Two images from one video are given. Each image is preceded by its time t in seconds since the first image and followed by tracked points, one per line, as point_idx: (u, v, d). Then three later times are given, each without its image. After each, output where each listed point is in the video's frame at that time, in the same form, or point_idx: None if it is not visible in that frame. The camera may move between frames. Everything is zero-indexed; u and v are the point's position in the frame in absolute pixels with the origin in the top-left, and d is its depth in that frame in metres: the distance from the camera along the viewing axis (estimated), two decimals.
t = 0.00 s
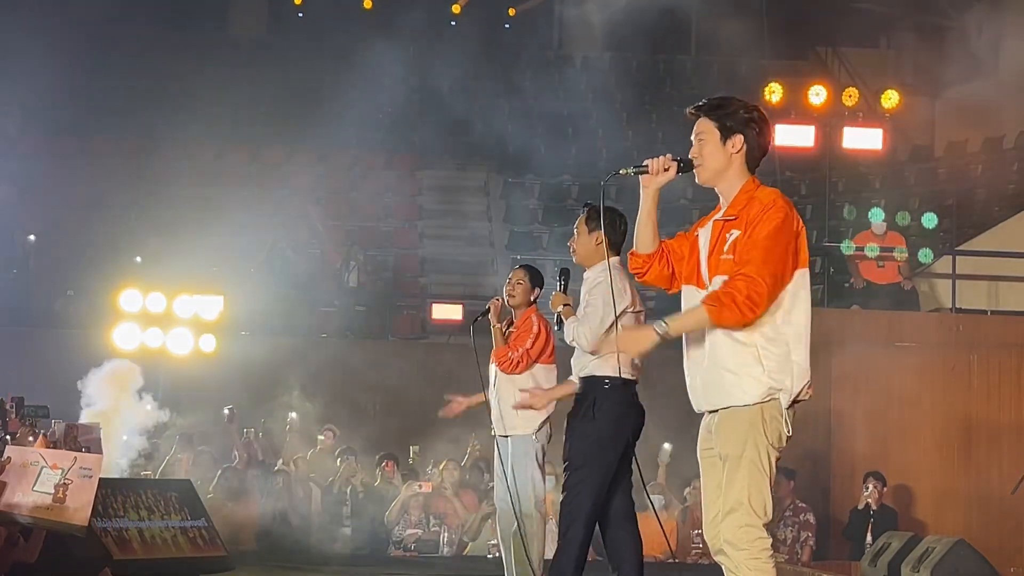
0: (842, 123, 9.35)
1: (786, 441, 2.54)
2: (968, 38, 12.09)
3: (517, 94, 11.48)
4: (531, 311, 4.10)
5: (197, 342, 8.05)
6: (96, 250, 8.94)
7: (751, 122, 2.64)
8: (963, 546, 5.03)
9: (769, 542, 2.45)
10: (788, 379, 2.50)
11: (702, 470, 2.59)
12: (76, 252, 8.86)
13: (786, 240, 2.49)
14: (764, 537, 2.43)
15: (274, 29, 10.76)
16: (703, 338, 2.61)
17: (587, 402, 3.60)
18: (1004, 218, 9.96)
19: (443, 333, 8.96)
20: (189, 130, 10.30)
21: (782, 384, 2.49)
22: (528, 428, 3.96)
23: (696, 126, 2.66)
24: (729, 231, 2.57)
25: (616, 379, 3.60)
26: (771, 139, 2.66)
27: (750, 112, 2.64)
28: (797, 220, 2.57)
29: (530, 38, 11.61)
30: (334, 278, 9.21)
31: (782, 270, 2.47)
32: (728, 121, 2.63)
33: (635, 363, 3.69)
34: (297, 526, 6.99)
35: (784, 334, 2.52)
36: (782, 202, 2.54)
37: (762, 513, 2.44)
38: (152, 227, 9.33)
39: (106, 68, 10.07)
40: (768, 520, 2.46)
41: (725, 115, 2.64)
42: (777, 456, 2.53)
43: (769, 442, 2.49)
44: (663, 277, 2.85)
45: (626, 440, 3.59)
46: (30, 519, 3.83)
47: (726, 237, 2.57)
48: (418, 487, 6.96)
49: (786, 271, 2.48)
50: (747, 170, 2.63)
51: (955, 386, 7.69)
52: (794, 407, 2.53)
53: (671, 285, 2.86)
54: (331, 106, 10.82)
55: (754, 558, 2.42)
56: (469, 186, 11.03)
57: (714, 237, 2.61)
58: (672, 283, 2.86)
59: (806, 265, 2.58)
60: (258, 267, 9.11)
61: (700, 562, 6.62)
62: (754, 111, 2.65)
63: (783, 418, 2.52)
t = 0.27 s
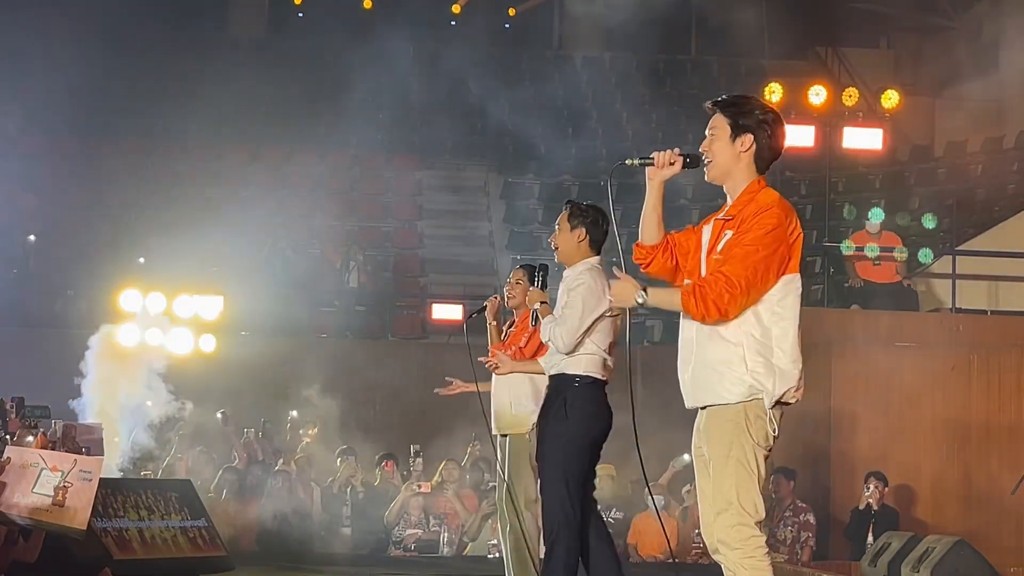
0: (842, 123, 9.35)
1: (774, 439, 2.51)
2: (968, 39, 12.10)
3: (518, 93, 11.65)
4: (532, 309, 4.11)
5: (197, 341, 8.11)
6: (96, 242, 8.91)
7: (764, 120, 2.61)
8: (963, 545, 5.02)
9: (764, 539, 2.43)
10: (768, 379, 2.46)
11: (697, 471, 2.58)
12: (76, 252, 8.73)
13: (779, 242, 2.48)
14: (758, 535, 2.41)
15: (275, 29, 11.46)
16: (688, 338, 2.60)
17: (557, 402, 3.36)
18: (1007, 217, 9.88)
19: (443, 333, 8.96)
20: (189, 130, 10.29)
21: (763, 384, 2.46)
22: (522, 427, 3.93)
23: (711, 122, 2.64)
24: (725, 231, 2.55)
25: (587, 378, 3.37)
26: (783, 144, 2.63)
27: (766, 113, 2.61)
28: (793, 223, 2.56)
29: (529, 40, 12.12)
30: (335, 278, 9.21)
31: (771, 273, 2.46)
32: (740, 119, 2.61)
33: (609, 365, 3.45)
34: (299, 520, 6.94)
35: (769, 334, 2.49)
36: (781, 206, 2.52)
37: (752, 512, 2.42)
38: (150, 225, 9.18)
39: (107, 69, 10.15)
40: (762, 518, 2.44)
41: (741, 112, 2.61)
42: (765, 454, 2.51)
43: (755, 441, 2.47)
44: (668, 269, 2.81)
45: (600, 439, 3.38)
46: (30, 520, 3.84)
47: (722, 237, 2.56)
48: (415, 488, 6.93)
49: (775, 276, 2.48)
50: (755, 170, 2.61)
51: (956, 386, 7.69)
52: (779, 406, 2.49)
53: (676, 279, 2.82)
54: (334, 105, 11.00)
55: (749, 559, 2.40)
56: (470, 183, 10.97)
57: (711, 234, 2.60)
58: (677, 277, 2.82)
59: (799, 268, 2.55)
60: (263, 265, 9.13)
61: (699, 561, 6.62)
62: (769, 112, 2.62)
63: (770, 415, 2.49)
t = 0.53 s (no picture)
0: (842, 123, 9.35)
1: (765, 438, 2.51)
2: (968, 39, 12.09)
3: (517, 94, 11.67)
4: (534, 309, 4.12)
5: (197, 341, 8.02)
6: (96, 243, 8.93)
7: (766, 121, 2.60)
8: (963, 545, 5.02)
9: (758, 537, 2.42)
10: (761, 379, 2.46)
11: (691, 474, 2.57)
12: (75, 255, 8.79)
13: (777, 245, 2.45)
14: (752, 533, 2.40)
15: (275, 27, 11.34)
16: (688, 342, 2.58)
17: (545, 404, 3.41)
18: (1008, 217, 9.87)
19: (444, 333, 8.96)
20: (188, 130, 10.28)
21: (755, 384, 2.46)
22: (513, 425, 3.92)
23: (716, 118, 2.65)
24: (722, 232, 2.55)
25: (574, 377, 3.43)
26: (785, 148, 2.62)
27: (768, 114, 2.61)
28: (792, 225, 2.54)
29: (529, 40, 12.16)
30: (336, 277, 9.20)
31: (776, 276, 2.42)
32: (744, 117, 2.60)
33: (593, 364, 3.53)
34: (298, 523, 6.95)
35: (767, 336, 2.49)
36: (777, 207, 2.51)
37: (746, 511, 2.41)
38: (150, 224, 9.25)
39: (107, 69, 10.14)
40: (755, 518, 2.44)
41: (744, 111, 2.61)
42: (757, 453, 2.51)
43: (746, 441, 2.47)
44: (666, 262, 2.78)
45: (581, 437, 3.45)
46: (29, 518, 3.93)
47: (720, 239, 2.54)
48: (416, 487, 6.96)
49: (780, 280, 2.43)
50: (753, 169, 2.60)
51: (956, 386, 7.68)
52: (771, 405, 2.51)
53: (673, 272, 2.80)
54: (334, 105, 11.01)
55: (744, 558, 2.39)
56: (471, 185, 10.75)
57: (709, 234, 2.59)
58: (675, 270, 2.79)
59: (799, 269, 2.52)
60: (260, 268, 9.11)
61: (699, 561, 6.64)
62: (774, 114, 2.61)
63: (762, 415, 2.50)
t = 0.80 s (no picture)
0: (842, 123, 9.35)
1: (767, 446, 2.51)
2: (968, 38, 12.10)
3: (518, 95, 11.66)
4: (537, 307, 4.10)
5: (196, 341, 8.06)
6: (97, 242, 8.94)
7: (764, 128, 2.60)
8: (963, 545, 5.02)
9: (750, 542, 2.42)
10: (764, 387, 2.47)
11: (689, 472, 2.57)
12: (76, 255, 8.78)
13: (780, 251, 2.45)
14: (743, 537, 2.40)
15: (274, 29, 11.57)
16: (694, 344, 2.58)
17: (534, 403, 3.56)
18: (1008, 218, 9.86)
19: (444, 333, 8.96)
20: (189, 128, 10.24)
21: (758, 390, 2.46)
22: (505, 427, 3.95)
23: (714, 125, 2.65)
24: (725, 239, 2.54)
25: (561, 376, 3.57)
26: (782, 153, 2.61)
27: (766, 122, 2.60)
28: (793, 229, 2.53)
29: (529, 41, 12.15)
30: (337, 277, 9.20)
31: (780, 285, 2.43)
32: (741, 123, 2.60)
33: (581, 364, 3.67)
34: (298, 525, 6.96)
35: (768, 341, 2.48)
36: (777, 212, 2.51)
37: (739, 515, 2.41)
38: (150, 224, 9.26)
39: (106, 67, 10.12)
40: (749, 523, 2.43)
41: (742, 118, 2.60)
42: (757, 460, 2.51)
43: (746, 446, 2.47)
44: (669, 275, 2.77)
45: (570, 434, 3.61)
46: (29, 519, 3.91)
47: (722, 246, 2.54)
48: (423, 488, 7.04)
49: (783, 286, 2.44)
50: (750, 175, 2.60)
51: (956, 387, 7.67)
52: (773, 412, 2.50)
53: (678, 284, 2.78)
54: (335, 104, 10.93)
55: (736, 562, 2.39)
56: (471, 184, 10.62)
57: (711, 243, 2.58)
58: (678, 282, 2.78)
59: (800, 277, 2.52)
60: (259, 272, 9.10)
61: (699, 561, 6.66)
62: (769, 118, 2.61)
63: (765, 420, 2.49)
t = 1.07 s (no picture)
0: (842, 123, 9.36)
1: (763, 449, 2.51)
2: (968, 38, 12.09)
3: (518, 95, 11.69)
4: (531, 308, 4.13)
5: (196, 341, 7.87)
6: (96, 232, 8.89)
7: (765, 130, 2.60)
8: (963, 545, 5.02)
9: (744, 544, 2.42)
10: (763, 390, 2.47)
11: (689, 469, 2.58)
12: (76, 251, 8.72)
13: (780, 253, 2.46)
14: (737, 539, 2.41)
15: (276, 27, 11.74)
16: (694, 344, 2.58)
17: (532, 403, 3.56)
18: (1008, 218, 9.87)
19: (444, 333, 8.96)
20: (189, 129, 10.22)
21: (757, 394, 2.47)
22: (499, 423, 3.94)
23: (715, 128, 2.66)
24: (727, 241, 2.54)
25: (558, 376, 3.58)
26: (783, 154, 2.61)
27: (767, 124, 2.61)
28: (795, 230, 2.54)
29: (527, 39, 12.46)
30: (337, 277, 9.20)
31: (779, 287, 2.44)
32: (742, 125, 2.61)
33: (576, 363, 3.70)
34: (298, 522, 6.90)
35: (768, 343, 2.49)
36: (779, 214, 2.51)
37: (734, 517, 2.41)
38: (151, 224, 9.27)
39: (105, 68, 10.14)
40: (744, 526, 2.44)
41: (743, 120, 2.61)
42: (754, 462, 2.51)
43: (744, 448, 2.48)
44: (671, 278, 2.76)
45: (565, 433, 3.62)
46: (29, 519, 3.91)
47: (723, 248, 2.54)
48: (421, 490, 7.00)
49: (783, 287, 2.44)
50: (752, 178, 2.60)
51: (956, 386, 7.66)
52: (772, 415, 2.51)
53: (680, 287, 2.77)
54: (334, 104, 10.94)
55: (730, 563, 2.40)
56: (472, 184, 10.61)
57: (714, 245, 2.58)
58: (681, 285, 2.77)
59: (800, 280, 2.53)
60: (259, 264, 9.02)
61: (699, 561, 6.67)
62: (770, 119, 2.62)
63: (762, 422, 2.50)
